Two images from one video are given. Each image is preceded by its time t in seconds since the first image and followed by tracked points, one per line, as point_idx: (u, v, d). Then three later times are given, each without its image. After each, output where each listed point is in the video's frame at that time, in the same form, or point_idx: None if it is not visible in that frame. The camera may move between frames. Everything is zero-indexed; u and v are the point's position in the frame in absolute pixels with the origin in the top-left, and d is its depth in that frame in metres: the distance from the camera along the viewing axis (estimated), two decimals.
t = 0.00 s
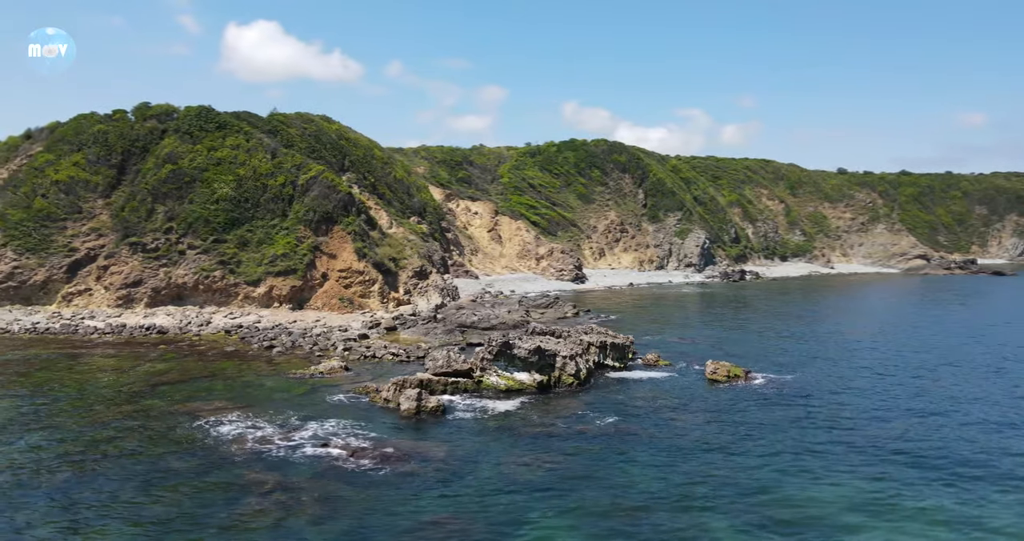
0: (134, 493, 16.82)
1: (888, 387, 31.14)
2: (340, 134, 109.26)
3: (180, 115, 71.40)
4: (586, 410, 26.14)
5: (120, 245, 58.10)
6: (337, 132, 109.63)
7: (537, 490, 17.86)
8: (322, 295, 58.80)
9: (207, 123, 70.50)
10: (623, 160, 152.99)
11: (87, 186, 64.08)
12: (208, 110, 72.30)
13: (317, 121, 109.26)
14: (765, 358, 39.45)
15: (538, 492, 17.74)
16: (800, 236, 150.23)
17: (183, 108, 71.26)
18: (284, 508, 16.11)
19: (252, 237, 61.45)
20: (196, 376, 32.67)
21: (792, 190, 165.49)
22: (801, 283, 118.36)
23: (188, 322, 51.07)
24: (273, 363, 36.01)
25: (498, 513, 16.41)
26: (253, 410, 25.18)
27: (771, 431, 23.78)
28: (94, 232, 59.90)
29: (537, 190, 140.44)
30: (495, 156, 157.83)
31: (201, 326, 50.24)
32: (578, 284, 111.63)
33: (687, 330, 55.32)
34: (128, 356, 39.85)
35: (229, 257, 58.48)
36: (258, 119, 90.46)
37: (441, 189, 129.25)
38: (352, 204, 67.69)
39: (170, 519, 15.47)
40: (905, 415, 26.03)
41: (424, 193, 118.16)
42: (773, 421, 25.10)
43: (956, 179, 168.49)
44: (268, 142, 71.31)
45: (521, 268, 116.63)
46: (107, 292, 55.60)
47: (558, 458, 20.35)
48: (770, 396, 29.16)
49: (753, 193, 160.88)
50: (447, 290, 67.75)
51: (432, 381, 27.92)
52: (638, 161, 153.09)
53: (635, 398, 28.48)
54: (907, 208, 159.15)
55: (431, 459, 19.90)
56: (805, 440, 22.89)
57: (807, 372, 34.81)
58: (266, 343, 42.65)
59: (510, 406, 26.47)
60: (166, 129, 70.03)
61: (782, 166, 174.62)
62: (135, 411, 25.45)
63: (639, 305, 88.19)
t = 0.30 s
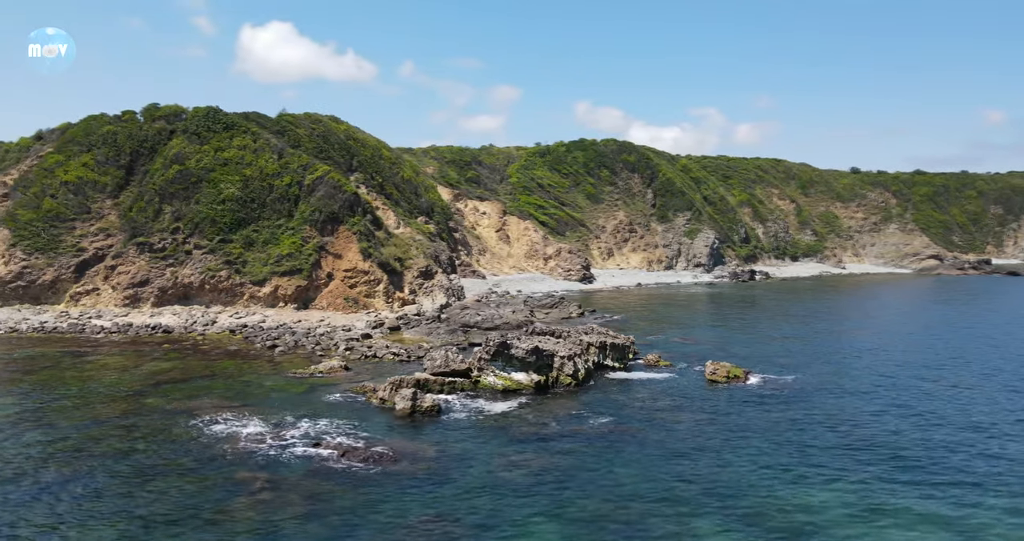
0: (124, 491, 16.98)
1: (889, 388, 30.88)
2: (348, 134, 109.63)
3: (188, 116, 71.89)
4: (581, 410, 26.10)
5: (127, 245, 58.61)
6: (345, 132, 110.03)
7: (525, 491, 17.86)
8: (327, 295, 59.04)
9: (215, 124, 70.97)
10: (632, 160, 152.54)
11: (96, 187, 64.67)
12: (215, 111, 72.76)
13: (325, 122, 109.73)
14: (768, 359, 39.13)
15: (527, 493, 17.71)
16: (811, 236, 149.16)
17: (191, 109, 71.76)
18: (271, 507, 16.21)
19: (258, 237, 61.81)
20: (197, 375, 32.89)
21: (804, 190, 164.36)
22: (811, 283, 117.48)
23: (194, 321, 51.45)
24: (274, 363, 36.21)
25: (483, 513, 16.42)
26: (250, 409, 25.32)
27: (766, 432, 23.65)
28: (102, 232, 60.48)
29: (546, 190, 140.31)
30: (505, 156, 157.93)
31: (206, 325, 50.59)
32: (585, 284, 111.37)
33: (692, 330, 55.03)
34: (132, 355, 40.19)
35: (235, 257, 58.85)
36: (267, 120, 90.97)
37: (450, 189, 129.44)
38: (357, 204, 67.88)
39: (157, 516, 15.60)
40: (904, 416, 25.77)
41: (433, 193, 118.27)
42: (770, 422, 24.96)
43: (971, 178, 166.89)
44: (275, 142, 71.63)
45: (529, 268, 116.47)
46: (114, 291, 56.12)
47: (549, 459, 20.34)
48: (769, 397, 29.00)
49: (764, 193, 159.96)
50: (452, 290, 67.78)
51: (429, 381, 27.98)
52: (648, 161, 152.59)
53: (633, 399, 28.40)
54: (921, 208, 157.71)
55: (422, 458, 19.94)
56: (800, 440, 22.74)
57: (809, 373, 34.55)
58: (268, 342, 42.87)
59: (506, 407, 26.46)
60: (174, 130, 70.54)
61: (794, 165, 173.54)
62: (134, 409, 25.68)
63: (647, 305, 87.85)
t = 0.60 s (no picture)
0: (115, 489, 17.11)
1: (891, 390, 30.53)
2: (358, 135, 110.05)
3: (197, 118, 72.43)
4: (576, 410, 26.04)
5: (136, 245, 59.16)
6: (355, 133, 110.43)
7: (513, 491, 17.87)
8: (333, 295, 59.30)
9: (223, 125, 71.49)
10: (642, 160, 152.03)
11: (105, 188, 65.28)
12: (224, 112, 73.25)
13: (335, 122, 110.23)
14: (771, 360, 38.79)
15: (516, 493, 17.70)
16: (824, 236, 147.90)
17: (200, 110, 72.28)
18: (258, 505, 16.29)
19: (265, 237, 62.20)
20: (198, 374, 33.14)
21: (817, 190, 163.08)
22: (823, 284, 116.47)
23: (200, 320, 51.86)
24: (275, 362, 36.41)
25: (469, 514, 16.44)
26: (247, 408, 25.46)
27: (761, 434, 23.48)
28: (111, 232, 61.10)
29: (556, 190, 140.10)
30: (515, 156, 157.93)
31: (212, 324, 50.94)
32: (593, 284, 111.07)
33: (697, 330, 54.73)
34: (136, 354, 40.54)
35: (241, 257, 59.26)
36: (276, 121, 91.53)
37: (459, 189, 129.62)
38: (364, 204, 68.10)
39: (145, 514, 15.71)
40: (902, 418, 25.56)
41: (442, 193, 118.47)
42: (766, 424, 24.79)
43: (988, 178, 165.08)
44: (282, 143, 71.99)
45: (538, 268, 116.27)
46: (123, 291, 56.70)
47: (539, 459, 20.34)
48: (768, 399, 28.81)
49: (777, 192, 158.89)
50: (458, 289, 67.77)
51: (425, 381, 28.00)
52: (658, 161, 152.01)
53: (630, 399, 28.31)
54: (937, 207, 156.00)
55: (412, 458, 19.95)
56: (796, 442, 22.51)
57: (810, 375, 34.27)
58: (272, 342, 43.12)
59: (501, 407, 26.43)
60: (183, 131, 71.10)
61: (807, 165, 172.29)
62: (132, 407, 25.89)
63: (655, 306, 87.45)
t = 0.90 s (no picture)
0: (105, 488, 17.24)
1: (893, 392, 30.22)
2: (366, 135, 110.39)
3: (205, 118, 72.85)
4: (572, 411, 26.00)
5: (143, 245, 59.61)
6: (363, 133, 110.77)
7: (502, 492, 17.87)
8: (338, 295, 59.53)
9: (230, 125, 71.91)
10: (652, 160, 151.52)
11: (114, 188, 65.85)
12: (232, 113, 73.66)
13: (343, 122, 110.65)
14: (773, 361, 38.57)
15: (503, 495, 17.70)
16: (836, 236, 146.70)
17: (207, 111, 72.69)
18: (245, 504, 16.36)
19: (271, 237, 62.54)
20: (199, 373, 33.37)
21: (829, 189, 161.92)
22: (834, 284, 115.55)
23: (205, 320, 52.21)
24: (277, 362, 36.59)
25: (455, 515, 16.48)
26: (244, 407, 25.58)
27: (756, 436, 23.34)
28: (119, 232, 61.66)
29: (565, 190, 139.89)
30: (524, 156, 157.89)
31: (217, 324, 51.25)
32: (601, 284, 110.73)
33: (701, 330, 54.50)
34: (140, 353, 40.84)
35: (247, 257, 59.60)
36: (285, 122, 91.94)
37: (467, 189, 129.75)
38: (370, 204, 68.31)
39: (133, 513, 15.82)
40: (900, 421, 25.34)
41: (450, 193, 118.57)
42: (762, 425, 24.66)
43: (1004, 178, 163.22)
44: (289, 143, 72.27)
45: (546, 268, 116.06)
46: (130, 290, 57.20)
47: (531, 460, 20.32)
48: (766, 400, 28.66)
49: (788, 192, 157.87)
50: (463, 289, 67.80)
51: (422, 381, 28.02)
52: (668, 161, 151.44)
53: (627, 400, 28.21)
54: (952, 207, 154.36)
55: (403, 458, 19.98)
56: (791, 445, 22.33)
57: (811, 376, 34.05)
58: (275, 341, 43.33)
59: (497, 407, 26.44)
60: (191, 132, 71.56)
61: (818, 165, 171.08)
62: (131, 406, 26.08)
63: (663, 306, 87.08)
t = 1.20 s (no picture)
0: (95, 485, 17.37)
1: (894, 394, 29.90)
2: (375, 135, 110.76)
3: (214, 119, 73.36)
4: (568, 412, 25.93)
5: (151, 245, 60.15)
6: (372, 133, 111.14)
7: (488, 492, 17.82)
8: (344, 294, 59.74)
9: (239, 126, 72.38)
10: (662, 159, 150.88)
11: (124, 189, 66.51)
12: (240, 114, 74.14)
13: (352, 123, 111.11)
14: (775, 362, 38.31)
15: (491, 495, 17.67)
16: (849, 236, 145.26)
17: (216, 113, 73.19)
18: (232, 502, 16.43)
19: (277, 237, 62.90)
20: (200, 372, 33.62)
21: (842, 189, 160.54)
22: (847, 285, 114.44)
23: (211, 319, 52.57)
24: (278, 361, 36.78)
25: (440, 514, 16.44)
26: (240, 406, 25.72)
27: (751, 438, 23.15)
28: (128, 232, 62.29)
29: (575, 190, 139.61)
30: (534, 156, 157.76)
31: (223, 324, 51.58)
32: (610, 284, 110.29)
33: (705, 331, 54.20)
34: (144, 352, 41.17)
35: (254, 257, 59.97)
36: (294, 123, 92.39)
37: (477, 189, 129.81)
38: (376, 205, 68.54)
39: (120, 510, 15.93)
40: (899, 424, 25.05)
41: (459, 193, 118.66)
42: (758, 428, 24.45)
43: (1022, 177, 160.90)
44: (297, 144, 72.59)
45: (555, 268, 115.82)
46: (138, 290, 57.77)
47: (521, 460, 20.27)
48: (765, 401, 28.43)
49: (801, 191, 156.62)
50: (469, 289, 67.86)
51: (418, 381, 28.03)
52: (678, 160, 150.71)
53: (624, 401, 28.10)
54: (969, 207, 152.38)
55: (393, 457, 19.98)
56: (786, 448, 22.11)
57: (812, 377, 33.78)
58: (278, 341, 43.53)
59: (492, 407, 26.42)
60: (200, 133, 72.08)
61: (832, 164, 169.61)
62: (129, 405, 26.29)
63: (671, 306, 86.64)
